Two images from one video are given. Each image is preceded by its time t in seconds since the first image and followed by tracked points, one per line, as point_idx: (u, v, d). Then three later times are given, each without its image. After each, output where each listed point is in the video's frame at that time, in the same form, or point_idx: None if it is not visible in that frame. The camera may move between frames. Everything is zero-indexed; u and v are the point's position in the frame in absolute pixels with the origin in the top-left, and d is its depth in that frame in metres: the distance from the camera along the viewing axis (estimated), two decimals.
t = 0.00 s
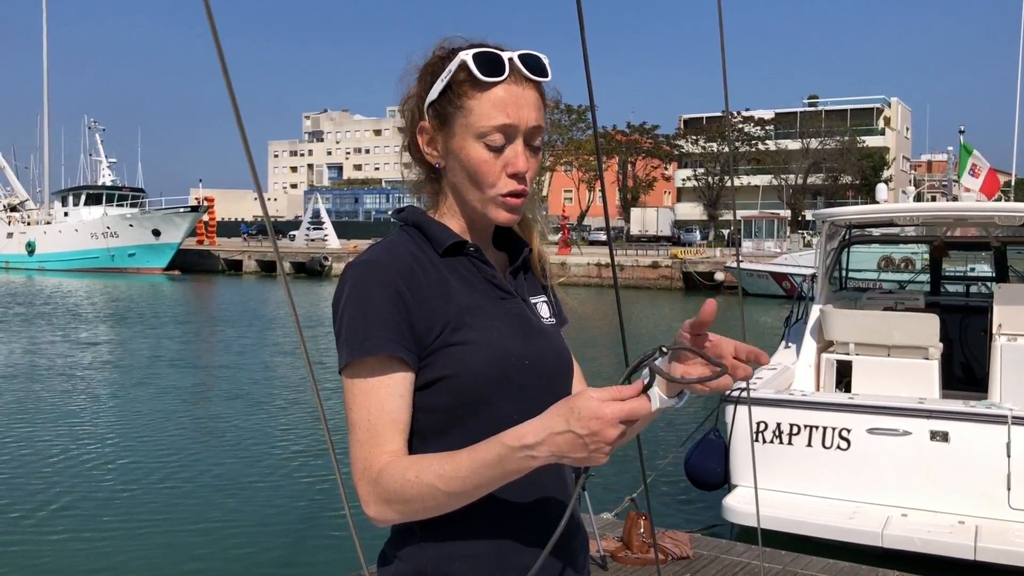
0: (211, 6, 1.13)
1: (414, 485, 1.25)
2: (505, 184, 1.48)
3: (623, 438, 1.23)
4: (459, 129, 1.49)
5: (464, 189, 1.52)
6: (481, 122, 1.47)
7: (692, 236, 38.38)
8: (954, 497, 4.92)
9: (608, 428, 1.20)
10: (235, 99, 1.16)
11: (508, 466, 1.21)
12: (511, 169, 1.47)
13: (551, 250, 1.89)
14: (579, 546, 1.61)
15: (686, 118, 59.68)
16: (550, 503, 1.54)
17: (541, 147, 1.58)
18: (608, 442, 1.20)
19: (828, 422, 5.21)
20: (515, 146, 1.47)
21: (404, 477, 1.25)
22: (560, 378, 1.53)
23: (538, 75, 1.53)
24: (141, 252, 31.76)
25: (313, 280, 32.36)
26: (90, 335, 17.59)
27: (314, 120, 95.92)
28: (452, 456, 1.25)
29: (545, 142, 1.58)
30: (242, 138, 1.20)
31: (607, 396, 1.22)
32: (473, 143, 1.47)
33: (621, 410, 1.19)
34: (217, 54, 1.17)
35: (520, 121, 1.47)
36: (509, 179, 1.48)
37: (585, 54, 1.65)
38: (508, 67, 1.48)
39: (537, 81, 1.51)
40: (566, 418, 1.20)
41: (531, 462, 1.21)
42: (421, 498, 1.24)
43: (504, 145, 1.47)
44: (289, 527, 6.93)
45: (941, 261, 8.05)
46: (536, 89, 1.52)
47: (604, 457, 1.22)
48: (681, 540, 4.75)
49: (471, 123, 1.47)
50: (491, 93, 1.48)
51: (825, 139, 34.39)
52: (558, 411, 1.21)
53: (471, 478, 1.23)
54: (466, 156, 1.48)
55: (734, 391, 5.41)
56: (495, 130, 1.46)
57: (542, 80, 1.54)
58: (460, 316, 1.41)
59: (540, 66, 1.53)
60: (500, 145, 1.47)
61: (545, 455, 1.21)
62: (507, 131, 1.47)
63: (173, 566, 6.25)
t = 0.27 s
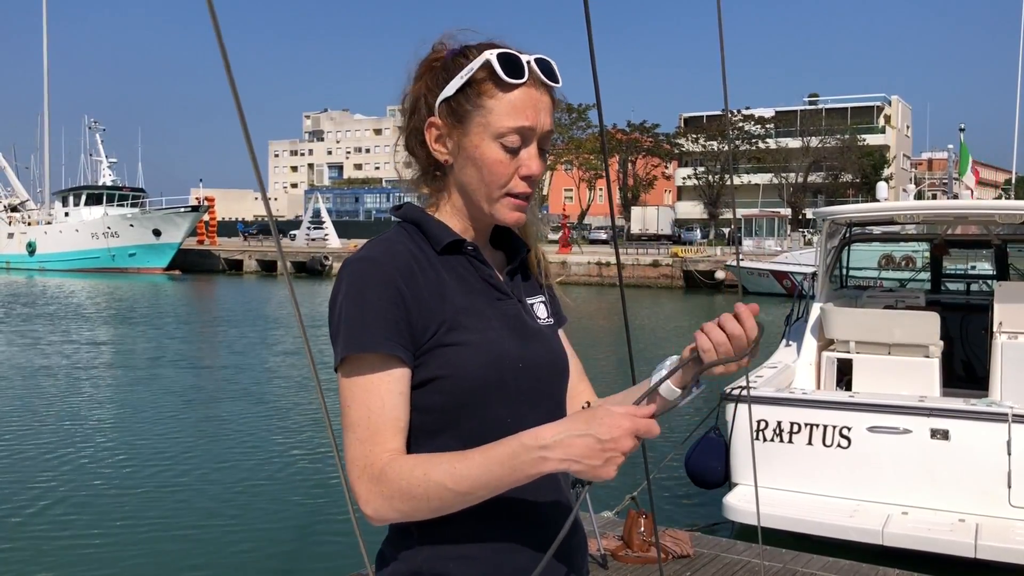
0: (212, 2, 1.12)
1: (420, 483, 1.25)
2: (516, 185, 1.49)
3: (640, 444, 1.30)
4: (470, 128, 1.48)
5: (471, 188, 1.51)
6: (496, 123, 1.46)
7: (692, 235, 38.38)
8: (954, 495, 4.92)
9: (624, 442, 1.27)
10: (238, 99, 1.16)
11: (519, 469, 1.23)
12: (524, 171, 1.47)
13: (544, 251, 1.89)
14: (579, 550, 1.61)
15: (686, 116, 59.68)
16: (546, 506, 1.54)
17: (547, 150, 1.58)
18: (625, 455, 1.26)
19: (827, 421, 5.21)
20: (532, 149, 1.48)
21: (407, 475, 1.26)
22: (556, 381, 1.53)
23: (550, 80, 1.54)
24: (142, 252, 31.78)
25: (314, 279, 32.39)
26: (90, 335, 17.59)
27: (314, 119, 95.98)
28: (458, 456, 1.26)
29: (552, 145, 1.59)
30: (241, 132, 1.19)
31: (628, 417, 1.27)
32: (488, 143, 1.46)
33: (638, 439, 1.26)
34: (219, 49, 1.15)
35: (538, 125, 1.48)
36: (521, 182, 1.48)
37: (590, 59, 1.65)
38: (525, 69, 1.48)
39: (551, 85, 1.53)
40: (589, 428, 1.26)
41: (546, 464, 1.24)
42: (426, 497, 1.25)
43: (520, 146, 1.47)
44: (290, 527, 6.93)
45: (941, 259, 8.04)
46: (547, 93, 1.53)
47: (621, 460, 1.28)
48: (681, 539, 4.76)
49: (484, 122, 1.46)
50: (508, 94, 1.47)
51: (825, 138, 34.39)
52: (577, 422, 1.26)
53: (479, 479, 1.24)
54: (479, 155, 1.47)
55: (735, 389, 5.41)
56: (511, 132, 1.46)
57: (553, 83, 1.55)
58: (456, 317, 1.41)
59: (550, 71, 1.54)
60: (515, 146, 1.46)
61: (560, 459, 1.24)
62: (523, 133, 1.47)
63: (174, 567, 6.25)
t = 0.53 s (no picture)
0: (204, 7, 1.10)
1: (392, 482, 1.25)
2: (515, 174, 1.49)
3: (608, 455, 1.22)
4: (467, 119, 1.47)
5: (470, 179, 1.51)
6: (493, 112, 1.46)
7: (692, 233, 38.42)
8: (953, 493, 4.92)
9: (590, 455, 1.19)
10: (233, 113, 1.16)
11: (483, 479, 1.21)
12: (521, 160, 1.47)
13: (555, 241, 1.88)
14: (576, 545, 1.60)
15: (686, 114, 59.68)
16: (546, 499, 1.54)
17: (548, 137, 1.58)
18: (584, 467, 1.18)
19: (827, 419, 5.20)
20: (527, 135, 1.48)
21: (385, 474, 1.25)
22: (561, 370, 1.52)
23: (542, 68, 1.54)
24: (142, 251, 31.79)
25: (314, 279, 32.40)
26: (90, 335, 17.60)
27: (314, 118, 95.96)
28: (432, 459, 1.25)
29: (550, 135, 1.59)
30: (233, 134, 1.20)
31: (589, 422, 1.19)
32: (483, 133, 1.46)
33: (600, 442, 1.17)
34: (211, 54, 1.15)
35: (531, 111, 1.48)
36: (519, 169, 1.48)
37: (590, 47, 1.65)
38: (517, 59, 1.49)
39: (544, 74, 1.53)
40: (545, 440, 1.19)
41: (506, 481, 1.20)
42: (401, 497, 1.25)
43: (516, 136, 1.47)
44: (290, 527, 6.93)
45: (941, 257, 8.04)
46: (542, 81, 1.53)
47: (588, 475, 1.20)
48: (682, 537, 4.76)
49: (481, 114, 1.46)
50: (503, 84, 1.47)
51: (825, 136, 34.42)
52: (536, 433, 1.20)
53: (445, 485, 1.23)
54: (476, 145, 1.47)
55: (735, 387, 5.41)
56: (507, 120, 1.46)
57: (547, 71, 1.55)
58: (457, 308, 1.40)
59: (543, 61, 1.55)
60: (511, 135, 1.46)
61: (520, 476, 1.20)
62: (518, 121, 1.47)
63: (174, 567, 6.24)
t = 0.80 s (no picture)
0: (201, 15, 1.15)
1: (380, 487, 1.25)
2: (516, 174, 1.48)
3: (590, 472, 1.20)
4: (469, 119, 1.47)
5: (472, 178, 1.51)
6: (495, 112, 1.45)
7: (692, 231, 38.45)
8: (953, 490, 4.93)
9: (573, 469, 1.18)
10: (228, 113, 1.20)
11: (469, 488, 1.21)
12: (522, 161, 1.47)
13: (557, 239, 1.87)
14: (573, 546, 1.59)
15: (685, 112, 59.69)
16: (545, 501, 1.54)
17: (550, 136, 1.57)
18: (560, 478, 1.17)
19: (827, 416, 5.20)
20: (529, 134, 1.47)
21: (376, 478, 1.25)
22: (562, 371, 1.52)
23: (545, 66, 1.53)
24: (142, 250, 31.78)
25: (314, 276, 32.39)
26: (90, 333, 17.59)
27: (314, 116, 95.94)
28: (419, 465, 1.25)
29: (553, 133, 1.58)
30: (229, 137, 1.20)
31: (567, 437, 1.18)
32: (486, 132, 1.46)
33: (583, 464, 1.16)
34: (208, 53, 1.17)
35: (532, 111, 1.47)
36: (521, 169, 1.48)
37: (593, 45, 1.65)
38: (520, 58, 1.48)
39: (547, 73, 1.52)
40: (522, 454, 1.18)
41: (485, 495, 1.20)
42: (389, 501, 1.25)
43: (518, 135, 1.46)
44: (291, 525, 6.92)
45: (942, 254, 8.03)
46: (545, 80, 1.53)
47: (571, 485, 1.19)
48: (682, 534, 4.76)
49: (483, 113, 1.46)
50: (506, 82, 1.47)
51: (825, 133, 34.43)
52: (512, 443, 1.19)
53: (431, 492, 1.23)
54: (478, 143, 1.46)
55: (735, 384, 5.40)
56: (509, 120, 1.45)
57: (551, 69, 1.55)
58: (459, 308, 1.40)
59: (546, 58, 1.54)
60: (514, 134, 1.46)
61: (498, 491, 1.19)
62: (520, 120, 1.46)
63: (175, 565, 6.23)
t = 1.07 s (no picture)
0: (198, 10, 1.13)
1: (373, 486, 1.25)
2: (517, 167, 1.48)
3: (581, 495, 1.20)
4: (466, 116, 1.47)
5: (473, 175, 1.50)
6: (490, 108, 1.45)
7: (692, 228, 38.45)
8: (952, 488, 4.93)
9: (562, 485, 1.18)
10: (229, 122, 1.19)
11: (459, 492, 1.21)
12: (522, 152, 1.46)
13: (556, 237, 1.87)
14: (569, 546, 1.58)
15: (685, 109, 59.68)
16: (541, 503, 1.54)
17: (546, 131, 1.57)
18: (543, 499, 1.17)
19: (827, 413, 5.20)
20: (524, 127, 1.47)
21: (370, 477, 1.25)
22: (561, 366, 1.52)
23: (536, 57, 1.53)
24: (141, 247, 31.77)
25: (314, 274, 32.39)
26: (89, 331, 17.58)
27: (314, 114, 95.90)
28: (412, 465, 1.25)
29: (548, 127, 1.58)
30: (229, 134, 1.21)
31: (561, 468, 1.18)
32: (481, 129, 1.46)
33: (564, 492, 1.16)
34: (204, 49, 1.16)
35: (526, 104, 1.47)
36: (519, 164, 1.47)
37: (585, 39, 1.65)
38: (510, 51, 1.48)
39: (537, 64, 1.52)
40: (502, 470, 1.19)
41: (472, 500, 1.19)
42: (383, 500, 1.24)
43: (514, 127, 1.46)
44: (290, 522, 6.93)
45: (942, 252, 8.03)
46: (537, 72, 1.53)
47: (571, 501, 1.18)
48: (681, 531, 4.76)
49: (479, 110, 1.46)
50: (496, 78, 1.47)
51: (825, 130, 34.42)
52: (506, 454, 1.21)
53: (420, 497, 1.23)
54: (473, 140, 1.46)
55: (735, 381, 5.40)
56: (504, 115, 1.45)
57: (541, 60, 1.55)
58: (458, 304, 1.40)
59: (536, 50, 1.54)
60: (510, 129, 1.46)
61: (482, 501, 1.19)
62: (515, 114, 1.46)
63: (175, 562, 6.25)
